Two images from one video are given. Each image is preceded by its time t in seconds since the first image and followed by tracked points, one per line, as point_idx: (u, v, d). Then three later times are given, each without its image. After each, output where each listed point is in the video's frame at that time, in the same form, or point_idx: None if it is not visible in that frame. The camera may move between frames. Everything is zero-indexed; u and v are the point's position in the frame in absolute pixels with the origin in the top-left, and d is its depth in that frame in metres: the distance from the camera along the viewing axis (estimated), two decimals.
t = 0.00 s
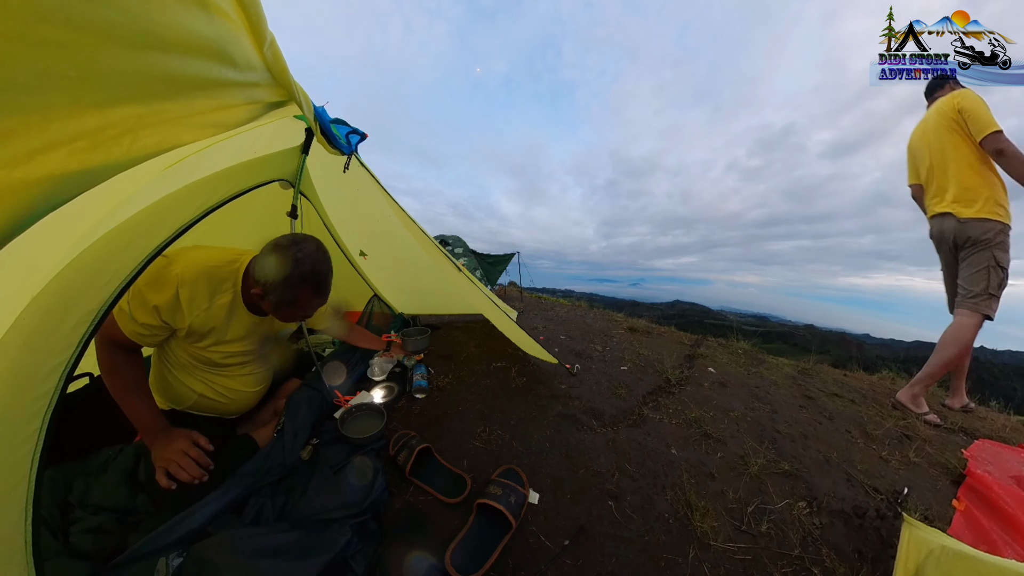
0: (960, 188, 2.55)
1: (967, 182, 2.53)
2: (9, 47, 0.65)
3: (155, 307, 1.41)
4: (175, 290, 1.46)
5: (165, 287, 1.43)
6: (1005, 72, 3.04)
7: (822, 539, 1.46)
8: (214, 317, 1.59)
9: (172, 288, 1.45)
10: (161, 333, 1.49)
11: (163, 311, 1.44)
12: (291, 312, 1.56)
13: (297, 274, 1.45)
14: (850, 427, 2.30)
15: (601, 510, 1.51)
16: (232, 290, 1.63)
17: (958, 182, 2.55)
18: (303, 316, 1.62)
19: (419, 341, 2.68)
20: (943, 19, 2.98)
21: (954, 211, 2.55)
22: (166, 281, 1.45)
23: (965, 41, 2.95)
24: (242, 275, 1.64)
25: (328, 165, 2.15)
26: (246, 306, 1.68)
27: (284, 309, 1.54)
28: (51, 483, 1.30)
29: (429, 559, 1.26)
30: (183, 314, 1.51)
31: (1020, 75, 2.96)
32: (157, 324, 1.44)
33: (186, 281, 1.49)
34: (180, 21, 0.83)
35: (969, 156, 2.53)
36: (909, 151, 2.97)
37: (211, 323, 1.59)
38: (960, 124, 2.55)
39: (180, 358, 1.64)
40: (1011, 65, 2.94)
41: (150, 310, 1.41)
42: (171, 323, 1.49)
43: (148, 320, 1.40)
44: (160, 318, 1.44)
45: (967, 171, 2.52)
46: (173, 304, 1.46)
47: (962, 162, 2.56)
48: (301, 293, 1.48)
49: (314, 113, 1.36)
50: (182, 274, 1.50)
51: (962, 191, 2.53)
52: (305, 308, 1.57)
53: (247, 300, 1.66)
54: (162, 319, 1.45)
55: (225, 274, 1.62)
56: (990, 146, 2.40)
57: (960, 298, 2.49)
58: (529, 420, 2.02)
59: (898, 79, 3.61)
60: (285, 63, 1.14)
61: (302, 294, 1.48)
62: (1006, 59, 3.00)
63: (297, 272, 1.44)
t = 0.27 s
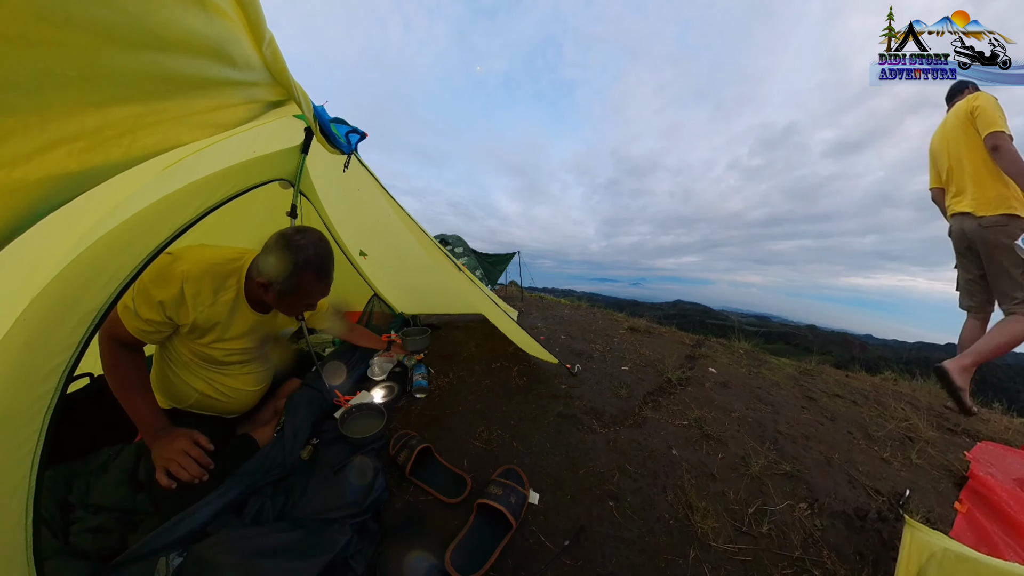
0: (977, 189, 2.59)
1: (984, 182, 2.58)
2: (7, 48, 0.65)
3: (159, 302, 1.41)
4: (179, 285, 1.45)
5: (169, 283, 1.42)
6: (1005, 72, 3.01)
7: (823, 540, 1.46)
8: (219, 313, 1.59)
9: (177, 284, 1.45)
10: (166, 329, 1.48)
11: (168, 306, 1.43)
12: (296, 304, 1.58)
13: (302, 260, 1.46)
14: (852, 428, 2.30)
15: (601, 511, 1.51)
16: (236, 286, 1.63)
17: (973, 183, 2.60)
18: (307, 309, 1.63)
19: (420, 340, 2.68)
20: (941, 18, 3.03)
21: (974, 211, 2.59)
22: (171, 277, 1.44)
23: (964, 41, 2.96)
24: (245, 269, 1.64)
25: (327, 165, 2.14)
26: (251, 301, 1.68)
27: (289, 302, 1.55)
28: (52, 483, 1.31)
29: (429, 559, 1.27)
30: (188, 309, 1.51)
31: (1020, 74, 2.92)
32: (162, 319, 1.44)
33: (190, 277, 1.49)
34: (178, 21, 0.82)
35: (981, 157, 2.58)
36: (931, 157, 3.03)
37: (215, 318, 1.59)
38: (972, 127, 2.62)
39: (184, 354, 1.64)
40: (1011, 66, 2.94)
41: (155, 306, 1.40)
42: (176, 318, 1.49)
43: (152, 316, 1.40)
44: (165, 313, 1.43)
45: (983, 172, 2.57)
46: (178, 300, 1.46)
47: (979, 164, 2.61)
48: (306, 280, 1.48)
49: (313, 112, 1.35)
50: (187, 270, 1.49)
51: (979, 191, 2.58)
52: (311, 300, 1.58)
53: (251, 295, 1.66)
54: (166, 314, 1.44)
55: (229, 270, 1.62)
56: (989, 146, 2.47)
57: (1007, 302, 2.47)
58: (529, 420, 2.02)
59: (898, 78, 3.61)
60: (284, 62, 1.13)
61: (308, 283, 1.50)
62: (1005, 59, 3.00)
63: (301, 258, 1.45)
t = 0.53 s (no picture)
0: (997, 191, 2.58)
1: (1001, 182, 2.58)
2: (6, 50, 0.64)
3: (162, 301, 1.41)
4: (182, 284, 1.45)
5: (171, 282, 1.42)
6: (1004, 72, 2.99)
7: (824, 542, 1.46)
8: (221, 312, 1.60)
9: (178, 283, 1.45)
10: (168, 327, 1.48)
11: (170, 305, 1.43)
12: (299, 301, 1.58)
13: (306, 253, 1.46)
14: (854, 429, 2.29)
15: (602, 511, 1.51)
16: (238, 284, 1.63)
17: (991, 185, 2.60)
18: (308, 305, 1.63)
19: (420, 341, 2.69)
20: (941, 18, 3.01)
21: (994, 211, 2.57)
22: (172, 275, 1.44)
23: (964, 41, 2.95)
24: (248, 268, 1.64)
25: (327, 164, 2.14)
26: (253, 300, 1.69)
27: (291, 298, 1.55)
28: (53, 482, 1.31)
29: (429, 559, 1.27)
30: (191, 308, 1.51)
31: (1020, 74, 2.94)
32: (164, 318, 1.44)
33: (192, 276, 1.49)
34: (177, 21, 0.82)
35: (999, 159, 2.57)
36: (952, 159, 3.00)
37: (217, 317, 1.60)
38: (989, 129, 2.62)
39: (185, 353, 1.64)
40: (1011, 65, 2.93)
41: (158, 305, 1.40)
42: (178, 317, 1.49)
43: (155, 314, 1.40)
44: (167, 312, 1.43)
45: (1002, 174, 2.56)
46: (180, 299, 1.46)
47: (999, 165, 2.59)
48: (310, 275, 1.48)
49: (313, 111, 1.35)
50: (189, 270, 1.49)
51: (997, 191, 2.57)
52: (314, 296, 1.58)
53: (253, 294, 1.66)
54: (169, 313, 1.44)
55: (231, 269, 1.62)
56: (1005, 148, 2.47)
57: None
58: (529, 420, 2.02)
59: (898, 78, 3.59)
60: (284, 62, 1.13)
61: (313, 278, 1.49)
62: (1006, 59, 2.99)
63: (305, 251, 1.45)
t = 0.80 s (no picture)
0: None
1: None
2: (5, 51, 0.64)
3: (162, 301, 1.41)
4: (181, 284, 1.45)
5: (170, 282, 1.42)
6: (1005, 72, 2.96)
7: (826, 544, 1.45)
8: (221, 311, 1.60)
9: (178, 283, 1.45)
10: (167, 327, 1.48)
11: (170, 305, 1.43)
12: (299, 299, 1.58)
13: (306, 251, 1.45)
14: (856, 431, 2.29)
15: (602, 512, 1.51)
16: (238, 284, 1.63)
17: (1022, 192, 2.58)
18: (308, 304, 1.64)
19: (421, 341, 2.69)
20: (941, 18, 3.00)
21: None
22: (172, 275, 1.44)
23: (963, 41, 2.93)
24: (248, 267, 1.64)
25: (327, 164, 2.13)
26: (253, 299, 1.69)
27: (292, 296, 1.55)
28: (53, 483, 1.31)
29: (429, 559, 1.27)
30: (191, 308, 1.51)
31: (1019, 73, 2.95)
32: (164, 318, 1.44)
33: (192, 276, 1.49)
34: (176, 20, 0.81)
35: None
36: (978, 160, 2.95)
37: (218, 316, 1.60)
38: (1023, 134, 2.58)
39: (185, 353, 1.64)
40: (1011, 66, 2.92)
41: (157, 305, 1.40)
42: (177, 317, 1.49)
43: (154, 314, 1.40)
44: (167, 312, 1.44)
45: None
46: (180, 299, 1.46)
47: None
48: (311, 272, 1.47)
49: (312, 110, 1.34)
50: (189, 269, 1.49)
51: None
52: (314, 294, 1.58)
53: (253, 293, 1.67)
54: (168, 313, 1.44)
55: (232, 268, 1.62)
56: None
57: None
58: (529, 420, 2.02)
59: (898, 79, 3.57)
60: (284, 62, 1.13)
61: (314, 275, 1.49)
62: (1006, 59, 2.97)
63: (305, 248, 1.44)
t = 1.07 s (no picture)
0: None
1: None
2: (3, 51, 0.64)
3: (161, 300, 1.40)
4: (180, 283, 1.45)
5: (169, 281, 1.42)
6: (1006, 72, 2.93)
7: (827, 546, 1.45)
8: (221, 310, 1.60)
9: (177, 282, 1.45)
10: (166, 327, 1.48)
11: (170, 304, 1.43)
12: (297, 295, 1.58)
13: (304, 246, 1.44)
14: (858, 432, 2.28)
15: (602, 512, 1.50)
16: (237, 282, 1.64)
17: None
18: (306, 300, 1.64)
19: (421, 341, 2.71)
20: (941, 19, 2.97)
21: None
22: (171, 274, 1.44)
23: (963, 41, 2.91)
24: (247, 265, 1.65)
25: (327, 163, 2.13)
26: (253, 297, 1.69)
27: (291, 292, 1.55)
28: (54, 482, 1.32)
29: (429, 559, 1.27)
30: (191, 306, 1.51)
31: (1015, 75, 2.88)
32: (164, 317, 1.44)
33: (191, 275, 1.49)
34: (175, 19, 0.81)
35: None
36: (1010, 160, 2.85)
37: (218, 314, 1.60)
38: None
39: (185, 352, 1.64)
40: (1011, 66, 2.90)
41: (156, 304, 1.40)
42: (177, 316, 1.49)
43: (154, 313, 1.39)
44: (166, 311, 1.43)
45: None
46: (179, 298, 1.46)
47: None
48: (309, 268, 1.47)
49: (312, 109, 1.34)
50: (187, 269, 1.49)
51: None
52: (312, 290, 1.58)
53: (253, 290, 1.67)
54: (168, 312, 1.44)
55: (231, 266, 1.62)
56: None
57: None
58: (529, 420, 2.02)
59: (898, 79, 3.54)
60: (283, 61, 1.13)
61: (312, 271, 1.48)
62: (1006, 59, 2.95)
63: (303, 243, 1.44)
